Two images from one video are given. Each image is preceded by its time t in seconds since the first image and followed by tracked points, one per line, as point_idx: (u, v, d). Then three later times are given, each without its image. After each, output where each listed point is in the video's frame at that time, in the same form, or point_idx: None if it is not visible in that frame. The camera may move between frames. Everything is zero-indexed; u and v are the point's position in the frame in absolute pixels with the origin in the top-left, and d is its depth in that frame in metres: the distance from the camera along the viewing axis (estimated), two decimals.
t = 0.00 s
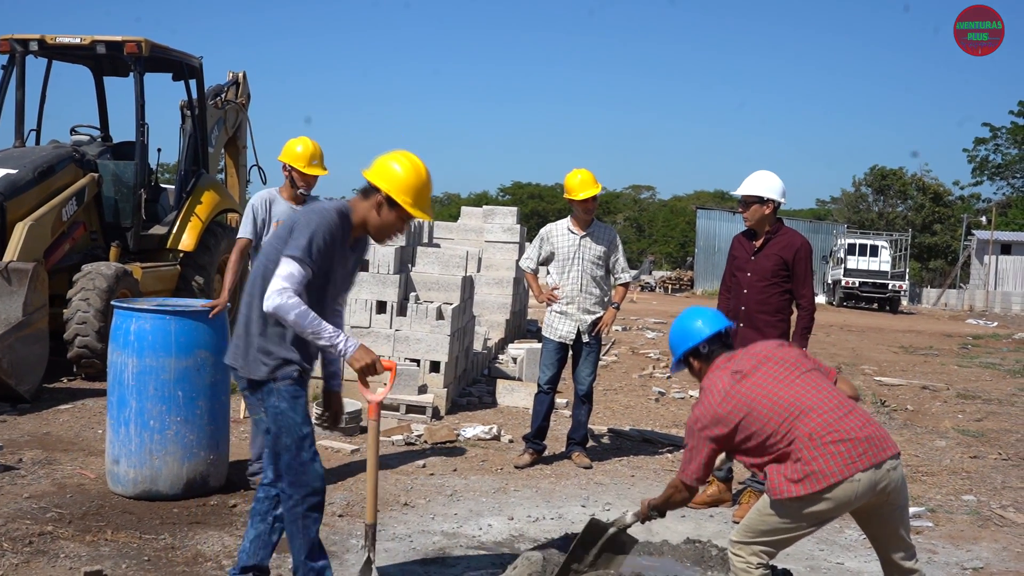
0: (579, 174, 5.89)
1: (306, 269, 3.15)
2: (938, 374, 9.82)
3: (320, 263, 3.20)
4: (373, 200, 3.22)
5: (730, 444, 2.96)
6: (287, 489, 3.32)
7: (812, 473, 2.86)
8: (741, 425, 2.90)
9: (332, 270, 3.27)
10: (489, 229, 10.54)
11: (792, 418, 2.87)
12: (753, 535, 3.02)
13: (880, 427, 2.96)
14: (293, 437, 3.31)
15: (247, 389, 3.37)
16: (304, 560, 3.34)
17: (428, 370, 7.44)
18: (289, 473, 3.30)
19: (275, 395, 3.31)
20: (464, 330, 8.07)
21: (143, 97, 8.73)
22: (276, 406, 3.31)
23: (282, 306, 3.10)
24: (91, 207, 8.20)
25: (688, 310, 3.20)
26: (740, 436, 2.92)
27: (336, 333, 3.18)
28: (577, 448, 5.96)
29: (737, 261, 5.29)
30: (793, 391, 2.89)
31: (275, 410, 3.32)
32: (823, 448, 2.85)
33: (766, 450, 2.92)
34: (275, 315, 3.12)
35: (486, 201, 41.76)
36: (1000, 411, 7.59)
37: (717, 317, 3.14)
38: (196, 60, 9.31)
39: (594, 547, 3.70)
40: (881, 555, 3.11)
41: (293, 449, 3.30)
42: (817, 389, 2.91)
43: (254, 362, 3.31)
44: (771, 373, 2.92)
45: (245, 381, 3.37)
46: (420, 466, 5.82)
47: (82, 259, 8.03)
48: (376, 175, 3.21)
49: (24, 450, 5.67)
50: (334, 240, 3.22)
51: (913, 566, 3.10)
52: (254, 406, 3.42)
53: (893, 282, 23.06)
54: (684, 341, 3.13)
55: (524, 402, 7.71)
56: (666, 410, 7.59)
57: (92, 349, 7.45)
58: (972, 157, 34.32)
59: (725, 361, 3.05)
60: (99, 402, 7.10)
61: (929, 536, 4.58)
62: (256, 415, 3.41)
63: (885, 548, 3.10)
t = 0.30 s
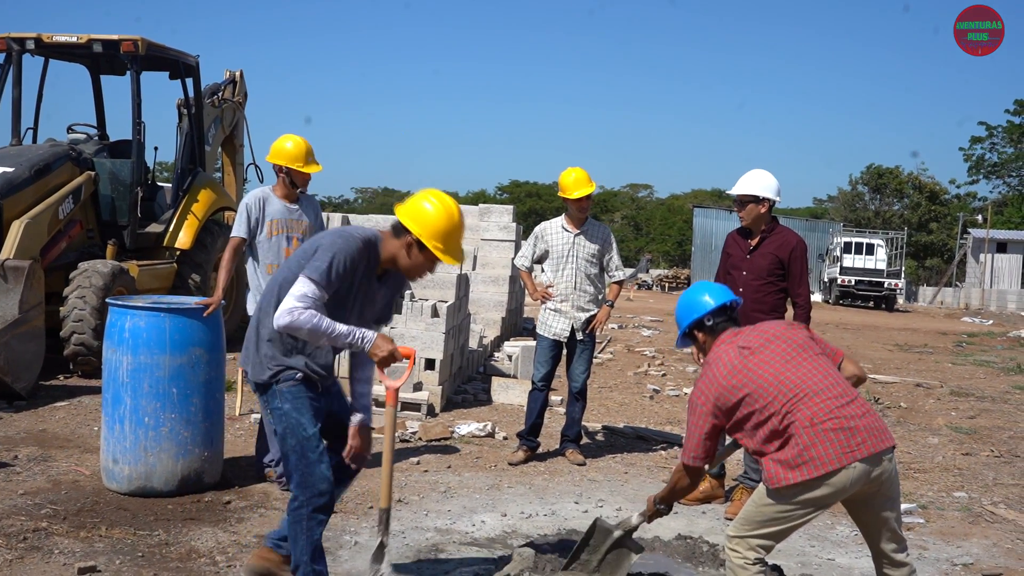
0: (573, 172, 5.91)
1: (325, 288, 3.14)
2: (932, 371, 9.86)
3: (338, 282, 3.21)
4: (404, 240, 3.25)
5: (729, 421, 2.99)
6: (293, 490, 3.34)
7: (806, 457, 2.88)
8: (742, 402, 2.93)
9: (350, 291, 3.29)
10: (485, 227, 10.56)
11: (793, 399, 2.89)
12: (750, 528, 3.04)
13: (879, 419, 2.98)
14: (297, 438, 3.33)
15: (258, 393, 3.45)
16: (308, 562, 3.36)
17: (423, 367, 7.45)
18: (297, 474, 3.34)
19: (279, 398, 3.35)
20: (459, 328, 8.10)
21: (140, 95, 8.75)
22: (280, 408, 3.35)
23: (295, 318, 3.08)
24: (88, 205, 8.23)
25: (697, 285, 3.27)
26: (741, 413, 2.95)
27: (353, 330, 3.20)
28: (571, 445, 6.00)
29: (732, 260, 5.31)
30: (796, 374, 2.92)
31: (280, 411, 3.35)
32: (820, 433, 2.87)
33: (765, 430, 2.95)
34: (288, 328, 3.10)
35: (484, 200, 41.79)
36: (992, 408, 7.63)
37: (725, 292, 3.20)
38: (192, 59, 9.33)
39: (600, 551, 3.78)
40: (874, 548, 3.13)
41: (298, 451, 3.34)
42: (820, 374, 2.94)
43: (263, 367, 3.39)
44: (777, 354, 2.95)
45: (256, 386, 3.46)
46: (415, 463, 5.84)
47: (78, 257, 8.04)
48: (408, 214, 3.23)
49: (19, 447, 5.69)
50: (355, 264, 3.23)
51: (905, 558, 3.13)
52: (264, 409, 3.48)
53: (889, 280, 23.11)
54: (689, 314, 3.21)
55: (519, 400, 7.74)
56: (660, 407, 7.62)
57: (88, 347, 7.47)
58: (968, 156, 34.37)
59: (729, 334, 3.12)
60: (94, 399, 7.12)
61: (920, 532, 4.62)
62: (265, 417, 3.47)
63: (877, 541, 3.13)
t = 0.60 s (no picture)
0: (578, 170, 5.90)
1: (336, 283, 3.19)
2: (937, 369, 9.84)
3: (355, 286, 3.25)
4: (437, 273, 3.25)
5: (727, 419, 3.01)
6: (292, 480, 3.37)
7: (803, 455, 2.88)
8: (740, 400, 2.94)
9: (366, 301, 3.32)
10: (490, 225, 10.56)
11: (790, 397, 2.89)
12: (746, 524, 3.04)
13: (878, 418, 2.96)
14: (298, 428, 3.38)
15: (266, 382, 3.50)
16: (306, 552, 3.36)
17: (427, 365, 7.43)
18: (295, 464, 3.37)
19: (284, 389, 3.41)
20: (463, 325, 8.11)
21: (145, 94, 8.77)
22: (284, 398, 3.40)
23: (300, 298, 3.11)
24: (93, 204, 8.24)
25: (703, 285, 3.28)
26: (739, 410, 2.96)
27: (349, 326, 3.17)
28: (574, 442, 6.00)
29: (735, 258, 5.30)
30: (793, 372, 2.92)
31: (283, 402, 3.40)
32: (816, 431, 2.87)
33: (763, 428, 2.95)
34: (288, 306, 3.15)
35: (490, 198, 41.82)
36: (997, 406, 7.61)
37: (731, 291, 3.22)
38: (198, 57, 9.34)
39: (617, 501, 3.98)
40: (873, 544, 3.12)
41: (298, 440, 3.37)
42: (817, 372, 2.93)
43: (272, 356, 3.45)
44: (775, 352, 2.96)
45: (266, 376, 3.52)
46: (418, 460, 5.85)
47: (84, 255, 8.07)
48: (443, 249, 3.22)
49: (25, 444, 5.72)
50: (377, 276, 3.29)
51: (905, 555, 3.11)
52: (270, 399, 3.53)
53: (895, 278, 23.03)
54: (693, 313, 3.23)
55: (523, 398, 7.74)
56: (665, 405, 7.62)
57: (93, 344, 7.49)
58: (975, 154, 34.25)
59: (735, 333, 3.12)
60: (100, 397, 7.14)
61: (923, 530, 4.61)
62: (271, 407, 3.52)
63: (876, 538, 3.11)
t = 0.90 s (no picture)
0: (585, 170, 5.90)
1: (361, 303, 3.24)
2: (944, 369, 9.81)
3: (380, 315, 3.28)
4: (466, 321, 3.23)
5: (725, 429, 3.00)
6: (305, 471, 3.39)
7: (801, 461, 2.87)
8: (736, 410, 2.94)
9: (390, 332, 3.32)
10: (497, 225, 10.56)
11: (785, 405, 2.89)
12: (744, 526, 3.04)
13: (875, 421, 2.95)
14: (312, 423, 3.40)
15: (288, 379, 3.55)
16: (312, 543, 3.38)
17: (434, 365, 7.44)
18: (309, 456, 3.39)
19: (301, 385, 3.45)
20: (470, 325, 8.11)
21: (153, 94, 8.80)
22: (300, 394, 3.44)
23: (321, 304, 3.20)
24: (102, 203, 8.27)
25: (698, 297, 3.27)
26: (735, 421, 2.96)
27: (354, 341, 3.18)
28: (580, 442, 6.00)
29: (737, 256, 5.29)
30: (788, 379, 2.92)
31: (299, 398, 3.44)
32: (813, 437, 2.86)
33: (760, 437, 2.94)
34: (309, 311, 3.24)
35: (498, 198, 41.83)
36: (1005, 407, 7.57)
37: (727, 305, 3.22)
38: (206, 57, 9.37)
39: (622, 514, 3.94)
40: (875, 547, 3.11)
41: (311, 433, 3.40)
42: (812, 378, 2.93)
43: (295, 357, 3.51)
44: (769, 361, 2.96)
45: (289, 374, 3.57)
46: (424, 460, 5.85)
47: (92, 254, 8.10)
48: (475, 299, 3.21)
49: (33, 443, 5.74)
50: (404, 312, 3.30)
51: (905, 556, 3.10)
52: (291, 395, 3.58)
53: (904, 278, 22.93)
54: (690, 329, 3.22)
55: (529, 397, 7.73)
56: (671, 405, 7.61)
57: (101, 343, 7.52)
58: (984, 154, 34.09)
59: (731, 345, 3.13)
60: (108, 396, 7.17)
61: (930, 530, 4.59)
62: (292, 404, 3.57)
63: (876, 539, 3.11)
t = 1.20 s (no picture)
0: (587, 170, 5.90)
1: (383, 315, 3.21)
2: (947, 369, 9.79)
3: (403, 327, 3.27)
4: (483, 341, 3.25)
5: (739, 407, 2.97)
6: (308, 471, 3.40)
7: (810, 449, 2.87)
8: (751, 390, 2.92)
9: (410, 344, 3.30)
10: (499, 225, 10.57)
11: (801, 390, 2.88)
12: (756, 522, 3.03)
13: (887, 414, 2.95)
14: (316, 424, 3.40)
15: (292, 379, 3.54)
16: (314, 542, 3.38)
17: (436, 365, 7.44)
18: (313, 456, 3.40)
19: (306, 386, 3.44)
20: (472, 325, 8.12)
21: (156, 94, 8.81)
22: (305, 394, 3.44)
23: (341, 310, 3.17)
24: (105, 204, 8.28)
25: (714, 272, 3.26)
26: (749, 400, 2.93)
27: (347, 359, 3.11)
28: (582, 441, 6.00)
29: (733, 255, 5.28)
30: (807, 365, 2.90)
31: (304, 398, 3.44)
32: (825, 426, 2.85)
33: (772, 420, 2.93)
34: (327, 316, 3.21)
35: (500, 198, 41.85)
36: (1008, 406, 7.56)
37: (741, 277, 3.20)
38: (208, 57, 9.38)
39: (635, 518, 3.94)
40: (883, 544, 3.10)
41: (316, 432, 3.40)
42: (830, 367, 2.91)
43: (302, 358, 3.49)
44: (790, 343, 2.93)
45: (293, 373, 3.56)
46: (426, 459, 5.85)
47: (95, 254, 8.11)
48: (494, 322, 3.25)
49: (36, 442, 5.75)
50: (427, 329, 3.28)
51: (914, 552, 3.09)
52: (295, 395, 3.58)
53: (907, 277, 22.87)
54: (705, 302, 3.20)
55: (531, 396, 7.74)
56: (673, 404, 7.60)
57: (104, 343, 7.53)
58: (988, 153, 34.01)
59: (746, 320, 3.10)
60: (110, 395, 7.18)
61: (932, 529, 4.58)
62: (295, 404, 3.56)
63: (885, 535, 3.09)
